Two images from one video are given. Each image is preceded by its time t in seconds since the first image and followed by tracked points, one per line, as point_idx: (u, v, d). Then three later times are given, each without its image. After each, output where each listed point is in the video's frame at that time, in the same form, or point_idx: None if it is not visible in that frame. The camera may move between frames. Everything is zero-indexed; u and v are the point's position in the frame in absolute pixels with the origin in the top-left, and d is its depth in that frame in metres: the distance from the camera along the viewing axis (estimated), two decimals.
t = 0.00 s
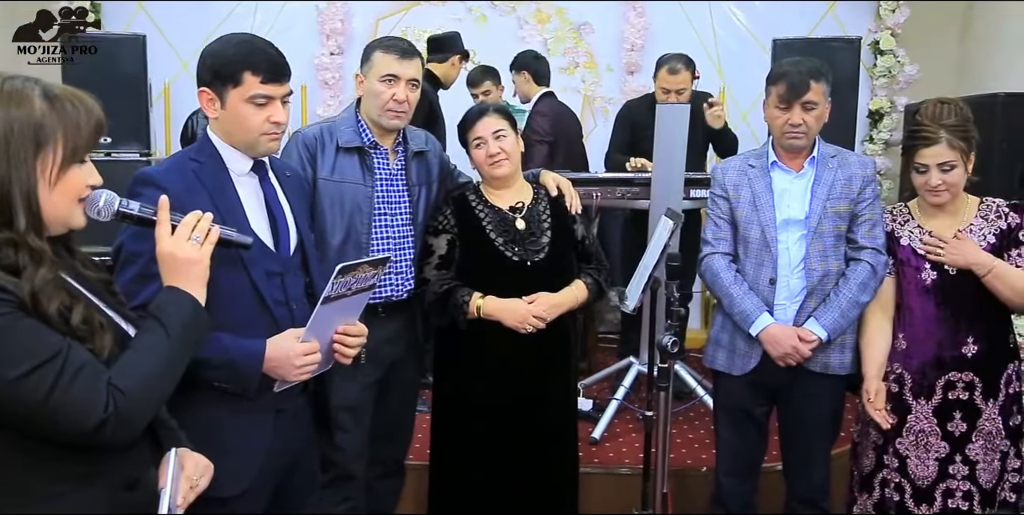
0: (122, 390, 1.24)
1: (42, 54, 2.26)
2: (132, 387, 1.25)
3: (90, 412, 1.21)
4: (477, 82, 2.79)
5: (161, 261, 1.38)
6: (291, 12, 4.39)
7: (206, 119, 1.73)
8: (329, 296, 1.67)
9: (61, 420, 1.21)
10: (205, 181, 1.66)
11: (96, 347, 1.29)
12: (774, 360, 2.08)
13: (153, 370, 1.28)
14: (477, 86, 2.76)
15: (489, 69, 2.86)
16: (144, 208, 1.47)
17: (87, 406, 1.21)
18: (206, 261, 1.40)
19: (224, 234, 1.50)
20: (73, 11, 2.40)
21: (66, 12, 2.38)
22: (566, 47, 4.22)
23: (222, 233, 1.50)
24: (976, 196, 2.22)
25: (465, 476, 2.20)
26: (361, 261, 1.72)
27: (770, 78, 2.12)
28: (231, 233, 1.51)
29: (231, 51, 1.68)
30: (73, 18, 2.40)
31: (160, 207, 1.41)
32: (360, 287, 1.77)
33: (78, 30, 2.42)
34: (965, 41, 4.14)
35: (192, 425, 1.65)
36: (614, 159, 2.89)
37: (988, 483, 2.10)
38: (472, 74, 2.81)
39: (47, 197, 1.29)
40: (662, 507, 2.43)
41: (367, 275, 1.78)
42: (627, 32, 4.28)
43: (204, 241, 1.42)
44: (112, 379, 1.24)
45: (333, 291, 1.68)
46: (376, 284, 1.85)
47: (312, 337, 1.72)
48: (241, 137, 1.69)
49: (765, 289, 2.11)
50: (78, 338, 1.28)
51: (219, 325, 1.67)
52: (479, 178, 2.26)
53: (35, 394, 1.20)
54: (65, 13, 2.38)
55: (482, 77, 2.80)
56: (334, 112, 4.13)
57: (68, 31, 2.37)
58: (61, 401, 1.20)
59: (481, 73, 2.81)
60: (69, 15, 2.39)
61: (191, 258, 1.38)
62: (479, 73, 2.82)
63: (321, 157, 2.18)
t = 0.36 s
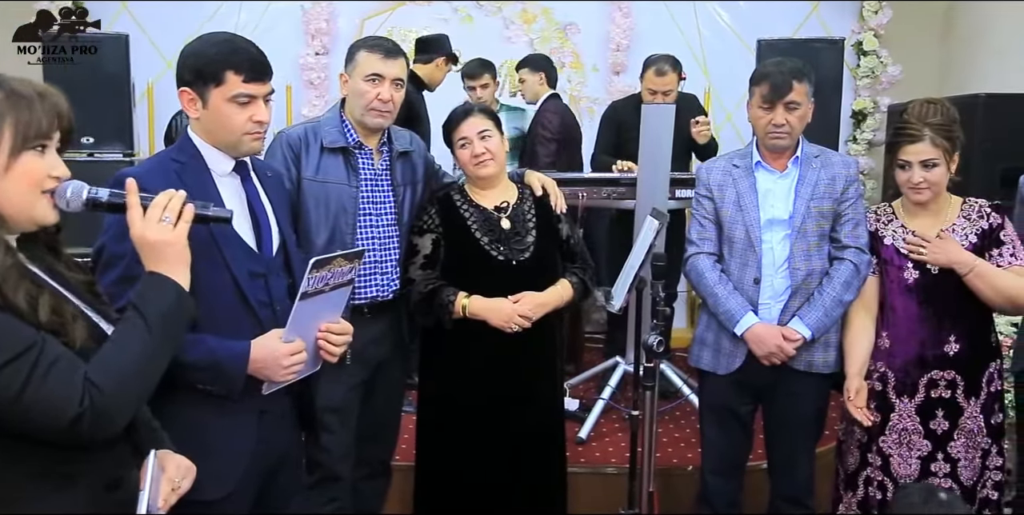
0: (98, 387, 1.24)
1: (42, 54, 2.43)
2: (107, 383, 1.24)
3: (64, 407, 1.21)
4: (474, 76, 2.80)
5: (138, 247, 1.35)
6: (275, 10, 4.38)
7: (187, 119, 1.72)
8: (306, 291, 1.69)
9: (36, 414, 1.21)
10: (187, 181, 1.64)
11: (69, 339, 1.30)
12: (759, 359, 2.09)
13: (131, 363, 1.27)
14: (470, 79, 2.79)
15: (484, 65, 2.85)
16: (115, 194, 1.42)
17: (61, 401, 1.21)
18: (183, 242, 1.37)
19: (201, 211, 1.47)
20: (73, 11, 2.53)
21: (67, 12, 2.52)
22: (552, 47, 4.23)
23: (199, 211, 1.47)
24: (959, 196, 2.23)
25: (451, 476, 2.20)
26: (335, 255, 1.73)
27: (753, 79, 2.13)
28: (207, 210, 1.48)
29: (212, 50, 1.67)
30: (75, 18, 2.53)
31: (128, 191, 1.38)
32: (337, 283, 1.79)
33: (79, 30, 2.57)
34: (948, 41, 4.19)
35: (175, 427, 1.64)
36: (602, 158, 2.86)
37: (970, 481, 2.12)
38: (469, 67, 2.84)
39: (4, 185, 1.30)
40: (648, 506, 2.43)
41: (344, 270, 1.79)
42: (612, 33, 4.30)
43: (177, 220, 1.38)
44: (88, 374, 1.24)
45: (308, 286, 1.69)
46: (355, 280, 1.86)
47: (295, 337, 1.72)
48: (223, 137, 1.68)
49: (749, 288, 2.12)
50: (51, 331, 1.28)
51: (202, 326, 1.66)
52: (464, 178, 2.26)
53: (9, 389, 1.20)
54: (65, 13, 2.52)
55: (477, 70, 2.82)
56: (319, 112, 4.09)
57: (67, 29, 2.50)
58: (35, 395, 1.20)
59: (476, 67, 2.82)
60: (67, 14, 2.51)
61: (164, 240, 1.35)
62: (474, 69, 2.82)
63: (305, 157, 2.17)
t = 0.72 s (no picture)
0: (65, 402, 1.25)
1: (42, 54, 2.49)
2: (73, 396, 1.25)
3: (29, 419, 1.22)
4: (466, 70, 2.97)
5: (115, 262, 1.37)
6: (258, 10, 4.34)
7: (165, 117, 1.71)
8: (284, 292, 1.69)
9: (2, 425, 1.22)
10: (166, 181, 1.64)
11: (38, 345, 1.30)
12: (743, 357, 2.09)
13: (100, 376, 1.28)
14: (457, 71, 2.97)
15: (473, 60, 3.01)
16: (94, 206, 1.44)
17: (26, 413, 1.22)
18: (161, 256, 1.39)
19: (182, 228, 1.47)
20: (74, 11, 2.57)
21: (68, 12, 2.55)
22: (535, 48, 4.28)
23: (180, 227, 1.47)
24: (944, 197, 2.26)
25: (435, 476, 2.19)
26: (313, 256, 1.74)
27: (737, 78, 2.14)
28: (187, 226, 1.48)
29: (191, 48, 1.66)
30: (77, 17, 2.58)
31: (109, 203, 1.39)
32: (318, 283, 1.80)
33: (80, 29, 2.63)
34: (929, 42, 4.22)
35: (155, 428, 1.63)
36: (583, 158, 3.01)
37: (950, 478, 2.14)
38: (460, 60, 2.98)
39: None
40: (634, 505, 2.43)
41: (324, 270, 1.80)
42: (597, 32, 4.28)
43: (154, 236, 1.40)
44: (54, 387, 1.25)
45: (286, 288, 1.69)
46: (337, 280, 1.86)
47: (277, 339, 1.72)
48: (203, 135, 1.67)
49: (733, 287, 2.13)
50: (20, 338, 1.29)
51: (182, 327, 1.65)
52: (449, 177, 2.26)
53: None
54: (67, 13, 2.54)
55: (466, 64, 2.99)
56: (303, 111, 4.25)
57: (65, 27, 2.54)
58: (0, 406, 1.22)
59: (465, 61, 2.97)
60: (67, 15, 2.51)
61: (137, 255, 1.36)
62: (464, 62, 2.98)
63: (288, 157, 2.16)
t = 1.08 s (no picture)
0: (56, 403, 1.25)
1: (42, 54, 2.72)
2: (63, 397, 1.26)
3: (21, 420, 1.22)
4: (450, 66, 2.96)
5: (99, 263, 1.36)
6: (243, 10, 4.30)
7: (143, 116, 1.70)
8: (264, 293, 1.68)
9: None
10: (144, 180, 1.63)
11: (25, 347, 1.29)
12: (728, 356, 2.10)
13: (87, 377, 1.28)
14: (440, 67, 2.95)
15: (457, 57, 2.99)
16: (80, 208, 1.41)
17: (17, 415, 1.22)
18: (146, 260, 1.38)
19: (166, 232, 1.48)
20: (73, 12, 2.71)
21: (65, 13, 2.70)
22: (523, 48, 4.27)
23: (164, 231, 1.47)
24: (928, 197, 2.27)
25: (423, 476, 2.19)
26: (294, 257, 1.73)
27: (722, 78, 2.15)
28: (172, 230, 1.48)
29: (166, 46, 1.65)
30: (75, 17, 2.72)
31: (94, 207, 1.38)
32: (301, 284, 1.78)
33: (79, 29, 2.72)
34: (912, 43, 4.27)
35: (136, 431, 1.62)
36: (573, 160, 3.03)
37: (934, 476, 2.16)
38: (444, 56, 2.96)
39: None
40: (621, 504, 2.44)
41: (307, 272, 1.79)
42: (584, 33, 4.27)
43: (141, 240, 1.39)
44: (44, 388, 1.25)
45: (266, 289, 1.68)
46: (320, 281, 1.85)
47: (256, 338, 1.71)
48: (183, 133, 1.66)
49: (718, 286, 2.14)
50: (6, 341, 1.28)
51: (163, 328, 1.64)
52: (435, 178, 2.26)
53: None
54: (65, 14, 2.70)
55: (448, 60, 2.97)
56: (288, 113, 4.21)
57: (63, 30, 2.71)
58: None
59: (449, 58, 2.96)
60: (68, 15, 2.70)
61: (126, 258, 1.36)
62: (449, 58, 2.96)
63: (273, 157, 2.15)
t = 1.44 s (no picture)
0: (44, 403, 1.25)
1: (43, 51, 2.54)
2: (51, 397, 1.25)
3: (10, 421, 1.22)
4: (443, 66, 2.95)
5: (82, 264, 1.35)
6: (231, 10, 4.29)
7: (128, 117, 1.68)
8: (253, 298, 1.68)
9: None
10: (125, 182, 1.62)
11: (11, 350, 1.29)
12: (715, 356, 2.11)
13: (74, 378, 1.28)
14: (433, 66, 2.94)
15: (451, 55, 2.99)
16: (63, 208, 1.41)
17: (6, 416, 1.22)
18: (129, 262, 1.38)
19: (149, 233, 1.48)
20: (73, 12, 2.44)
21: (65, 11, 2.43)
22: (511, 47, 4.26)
23: (148, 232, 1.47)
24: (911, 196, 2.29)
25: (412, 476, 2.19)
26: (287, 263, 1.73)
27: (709, 78, 2.16)
28: (157, 232, 1.48)
29: (160, 52, 1.63)
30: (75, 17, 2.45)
31: (78, 208, 1.37)
32: (289, 289, 1.79)
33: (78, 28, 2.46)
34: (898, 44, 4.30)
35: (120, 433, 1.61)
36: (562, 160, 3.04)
37: (919, 474, 2.17)
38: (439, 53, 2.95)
39: None
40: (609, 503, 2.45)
41: (296, 277, 1.79)
42: (572, 33, 4.29)
43: (126, 241, 1.39)
44: (32, 389, 1.25)
45: (256, 294, 1.69)
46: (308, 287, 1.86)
47: (240, 340, 1.71)
48: (165, 140, 1.65)
49: (705, 285, 2.15)
50: None
51: (146, 330, 1.63)
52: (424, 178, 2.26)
53: None
54: (65, 14, 2.44)
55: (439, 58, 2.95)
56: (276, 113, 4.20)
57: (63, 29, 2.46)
58: None
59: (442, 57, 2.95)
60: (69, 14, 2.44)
61: (112, 259, 1.35)
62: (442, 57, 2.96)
63: (261, 157, 2.14)
